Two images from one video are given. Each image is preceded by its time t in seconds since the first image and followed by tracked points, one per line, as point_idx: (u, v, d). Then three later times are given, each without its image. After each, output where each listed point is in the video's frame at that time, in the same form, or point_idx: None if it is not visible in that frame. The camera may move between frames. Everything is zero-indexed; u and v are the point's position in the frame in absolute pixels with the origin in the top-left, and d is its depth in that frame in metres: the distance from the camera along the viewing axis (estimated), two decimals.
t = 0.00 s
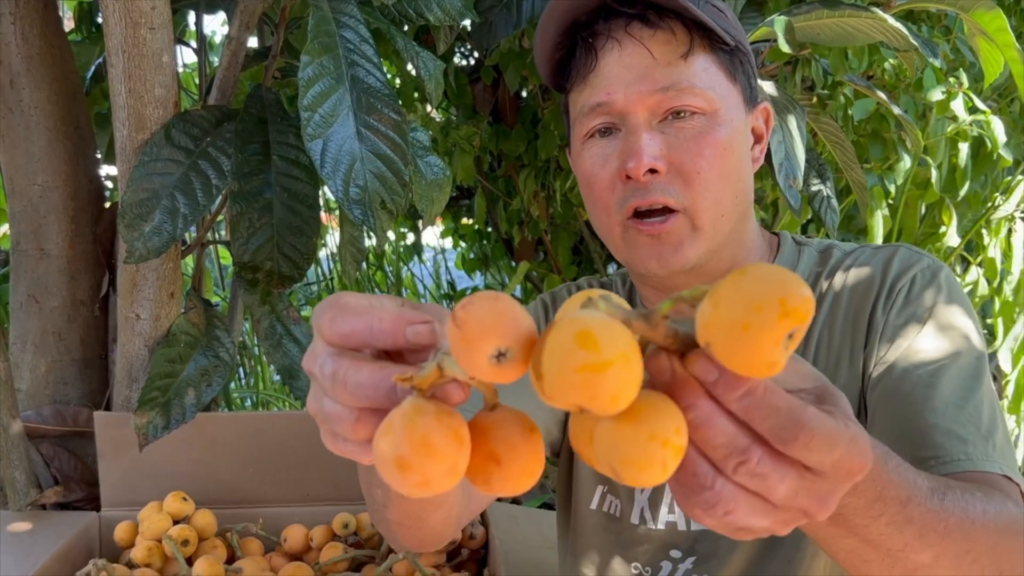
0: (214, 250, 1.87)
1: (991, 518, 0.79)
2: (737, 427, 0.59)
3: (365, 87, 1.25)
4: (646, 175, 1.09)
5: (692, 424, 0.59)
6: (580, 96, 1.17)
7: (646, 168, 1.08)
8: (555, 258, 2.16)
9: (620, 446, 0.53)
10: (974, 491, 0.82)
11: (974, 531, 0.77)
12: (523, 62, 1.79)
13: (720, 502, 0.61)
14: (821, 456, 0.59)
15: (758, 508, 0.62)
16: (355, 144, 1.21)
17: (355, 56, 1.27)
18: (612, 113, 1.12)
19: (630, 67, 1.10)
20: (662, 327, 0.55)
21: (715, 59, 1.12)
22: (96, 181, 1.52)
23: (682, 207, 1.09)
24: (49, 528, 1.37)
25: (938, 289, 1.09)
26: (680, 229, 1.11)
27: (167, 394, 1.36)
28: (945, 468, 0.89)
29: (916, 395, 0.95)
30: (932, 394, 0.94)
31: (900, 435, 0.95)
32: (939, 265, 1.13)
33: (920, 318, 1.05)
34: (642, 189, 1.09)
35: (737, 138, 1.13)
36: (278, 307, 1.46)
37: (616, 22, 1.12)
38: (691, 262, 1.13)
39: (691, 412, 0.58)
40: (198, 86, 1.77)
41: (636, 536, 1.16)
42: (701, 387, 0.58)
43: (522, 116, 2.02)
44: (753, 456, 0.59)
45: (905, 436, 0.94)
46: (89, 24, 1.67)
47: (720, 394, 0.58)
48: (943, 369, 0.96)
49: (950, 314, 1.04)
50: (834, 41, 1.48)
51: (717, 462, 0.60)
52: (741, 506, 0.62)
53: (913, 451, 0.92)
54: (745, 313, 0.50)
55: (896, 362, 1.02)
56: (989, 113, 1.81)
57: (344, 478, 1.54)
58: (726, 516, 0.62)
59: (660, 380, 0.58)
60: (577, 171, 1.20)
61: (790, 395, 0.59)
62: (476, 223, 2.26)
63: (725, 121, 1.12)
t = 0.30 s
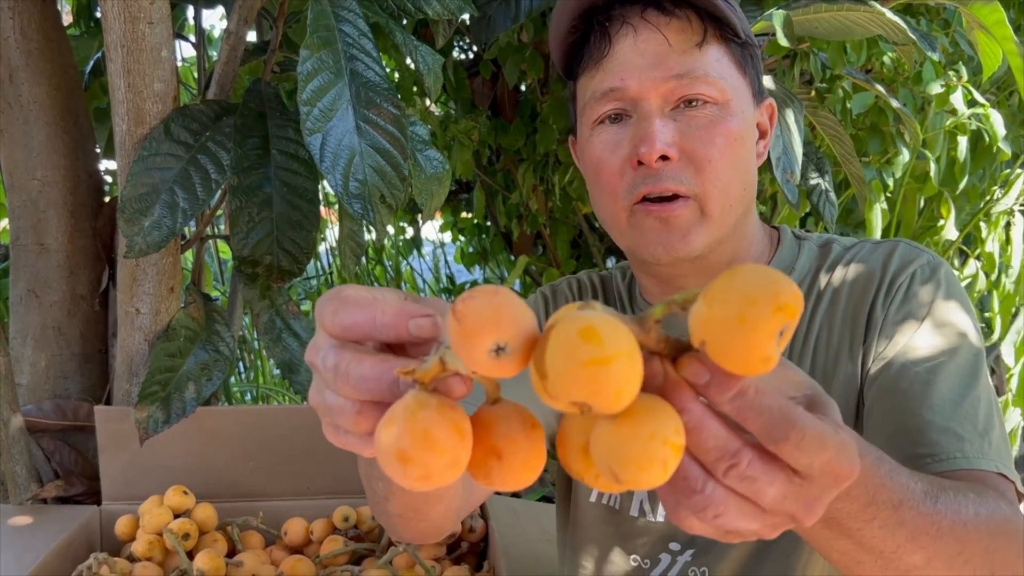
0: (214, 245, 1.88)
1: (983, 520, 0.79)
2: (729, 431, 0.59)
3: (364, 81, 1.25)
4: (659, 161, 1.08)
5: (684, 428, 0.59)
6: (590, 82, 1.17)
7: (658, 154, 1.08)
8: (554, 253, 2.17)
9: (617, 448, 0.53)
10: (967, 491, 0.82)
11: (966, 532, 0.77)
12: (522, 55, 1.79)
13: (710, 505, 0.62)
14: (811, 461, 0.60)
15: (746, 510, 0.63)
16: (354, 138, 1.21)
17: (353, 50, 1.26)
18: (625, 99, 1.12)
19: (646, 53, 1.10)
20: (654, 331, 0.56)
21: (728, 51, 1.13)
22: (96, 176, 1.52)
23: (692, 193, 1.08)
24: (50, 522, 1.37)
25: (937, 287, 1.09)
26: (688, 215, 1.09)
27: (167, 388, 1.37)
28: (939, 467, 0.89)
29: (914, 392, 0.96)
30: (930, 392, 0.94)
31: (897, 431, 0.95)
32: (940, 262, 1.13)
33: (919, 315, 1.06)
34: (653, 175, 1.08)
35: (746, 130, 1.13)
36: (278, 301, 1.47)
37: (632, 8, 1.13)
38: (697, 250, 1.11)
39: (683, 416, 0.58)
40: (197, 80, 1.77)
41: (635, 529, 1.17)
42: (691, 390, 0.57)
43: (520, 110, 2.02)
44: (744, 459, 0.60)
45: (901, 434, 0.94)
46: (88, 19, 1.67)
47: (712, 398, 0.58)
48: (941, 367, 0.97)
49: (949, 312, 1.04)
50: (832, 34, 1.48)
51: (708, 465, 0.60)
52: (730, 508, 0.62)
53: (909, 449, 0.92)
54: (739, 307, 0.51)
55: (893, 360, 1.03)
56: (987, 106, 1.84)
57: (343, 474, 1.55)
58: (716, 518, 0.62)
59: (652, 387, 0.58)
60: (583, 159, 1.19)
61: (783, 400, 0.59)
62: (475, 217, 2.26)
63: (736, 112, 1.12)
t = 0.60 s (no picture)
0: (212, 240, 1.88)
1: (990, 520, 0.78)
2: (743, 425, 0.58)
3: (362, 77, 1.25)
4: (662, 151, 1.08)
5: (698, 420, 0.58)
6: (596, 71, 1.17)
7: (662, 143, 1.07)
8: (553, 248, 2.17)
9: (634, 438, 0.52)
10: (972, 490, 0.82)
11: (973, 532, 0.76)
12: (520, 50, 1.79)
13: (722, 496, 0.60)
14: (827, 456, 0.58)
15: (759, 505, 0.61)
16: (352, 134, 1.21)
17: (351, 45, 1.26)
18: (630, 89, 1.12)
19: (652, 43, 1.11)
20: (674, 323, 0.56)
21: (734, 43, 1.13)
22: (94, 172, 1.52)
23: (696, 182, 1.08)
24: (49, 518, 1.37)
25: (941, 283, 1.08)
26: (691, 205, 1.09)
27: (166, 384, 1.37)
28: (943, 466, 0.89)
29: (916, 390, 0.96)
30: (933, 389, 0.94)
31: (900, 430, 0.95)
32: (943, 258, 1.12)
33: (922, 313, 1.05)
34: (656, 164, 1.08)
35: (752, 122, 1.13)
36: (276, 297, 1.47)
37: None
38: (699, 237, 1.10)
39: (700, 408, 0.57)
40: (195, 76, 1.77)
41: (636, 524, 1.17)
42: (711, 383, 0.57)
43: (519, 105, 2.02)
44: (757, 452, 0.58)
45: (904, 433, 0.94)
46: (84, 14, 1.67)
47: (729, 390, 0.57)
48: (945, 364, 0.96)
49: (952, 309, 1.04)
50: (831, 29, 1.47)
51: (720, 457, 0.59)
52: (743, 502, 0.60)
53: (912, 447, 0.92)
54: (760, 306, 0.51)
55: (896, 357, 1.03)
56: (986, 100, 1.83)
57: (342, 470, 1.55)
58: (727, 510, 0.60)
59: (669, 377, 0.58)
60: (587, 150, 1.19)
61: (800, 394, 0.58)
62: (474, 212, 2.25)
63: (742, 104, 1.11)
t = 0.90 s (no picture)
0: (210, 238, 1.88)
1: (1003, 509, 0.77)
2: (765, 413, 0.58)
3: (360, 74, 1.25)
4: (661, 147, 1.08)
5: (719, 410, 0.58)
6: (596, 68, 1.17)
7: (661, 140, 1.07)
8: (551, 245, 2.17)
9: (650, 436, 0.53)
10: (983, 482, 0.81)
11: (987, 522, 0.76)
12: (518, 47, 1.78)
13: (742, 483, 0.61)
14: (850, 446, 0.58)
15: (783, 494, 0.61)
16: (349, 132, 1.20)
17: (349, 43, 1.25)
18: (630, 85, 1.12)
19: (651, 39, 1.10)
20: (690, 316, 0.52)
21: (735, 39, 1.13)
22: (91, 170, 1.52)
23: (695, 179, 1.07)
24: (48, 517, 1.37)
25: (943, 278, 1.08)
26: (691, 201, 1.08)
27: (165, 382, 1.36)
28: (949, 457, 0.89)
29: (920, 382, 0.96)
30: (937, 381, 0.94)
31: (905, 423, 0.95)
32: (944, 253, 1.12)
33: (924, 307, 1.05)
34: (655, 161, 1.08)
35: (753, 118, 1.12)
36: (274, 295, 1.48)
37: None
38: (701, 234, 1.10)
39: (719, 398, 0.57)
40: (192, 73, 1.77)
41: (637, 518, 1.17)
42: (729, 373, 0.56)
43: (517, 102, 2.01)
44: (779, 441, 0.58)
45: (909, 426, 0.94)
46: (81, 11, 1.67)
47: (749, 381, 0.57)
48: (949, 357, 0.96)
49: (955, 303, 1.04)
50: (830, 25, 1.47)
51: (742, 445, 0.59)
52: (765, 490, 0.60)
53: (919, 440, 0.92)
54: (771, 312, 0.49)
55: (900, 351, 1.02)
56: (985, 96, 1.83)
57: (342, 467, 1.55)
58: (748, 497, 0.61)
59: (690, 367, 0.57)
60: (589, 148, 1.19)
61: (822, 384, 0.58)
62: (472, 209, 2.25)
63: (742, 100, 1.11)
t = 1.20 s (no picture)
0: (209, 237, 1.88)
1: (1017, 494, 0.78)
2: (778, 409, 0.59)
3: (357, 73, 1.24)
4: (653, 148, 1.08)
5: (731, 407, 0.58)
6: (588, 70, 1.17)
7: (653, 140, 1.07)
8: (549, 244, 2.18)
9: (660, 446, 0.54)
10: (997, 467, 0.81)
11: (1001, 510, 0.76)
12: (516, 45, 1.78)
13: (754, 474, 0.62)
14: (869, 441, 0.58)
15: (800, 488, 0.62)
16: (347, 130, 1.21)
17: (346, 42, 1.25)
18: (621, 87, 1.12)
19: (640, 40, 1.10)
20: (699, 317, 0.53)
21: (726, 36, 1.12)
22: (89, 169, 1.53)
23: (688, 181, 1.08)
24: (47, 516, 1.37)
25: (940, 266, 1.09)
26: (686, 207, 1.09)
27: (162, 381, 1.36)
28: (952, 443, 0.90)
29: (921, 370, 0.96)
30: (938, 368, 0.95)
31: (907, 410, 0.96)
32: (940, 242, 1.12)
33: (921, 298, 1.05)
34: (648, 162, 1.08)
35: (746, 116, 1.12)
36: (272, 293, 1.47)
37: None
38: (697, 240, 1.11)
39: (730, 395, 0.58)
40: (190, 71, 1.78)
41: (641, 514, 1.17)
42: (740, 369, 0.57)
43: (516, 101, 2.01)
44: (793, 436, 0.59)
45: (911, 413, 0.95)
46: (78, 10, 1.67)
47: (761, 377, 0.57)
48: (949, 344, 0.97)
49: (953, 292, 1.04)
50: (827, 23, 1.48)
51: (758, 440, 0.60)
52: (783, 484, 0.61)
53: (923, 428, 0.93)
54: (776, 331, 0.49)
55: (899, 340, 1.03)
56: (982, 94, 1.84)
57: (341, 465, 1.55)
58: (758, 488, 0.62)
59: (701, 364, 0.58)
60: (584, 149, 1.19)
61: (837, 379, 0.58)
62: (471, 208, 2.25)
63: (734, 98, 1.11)
